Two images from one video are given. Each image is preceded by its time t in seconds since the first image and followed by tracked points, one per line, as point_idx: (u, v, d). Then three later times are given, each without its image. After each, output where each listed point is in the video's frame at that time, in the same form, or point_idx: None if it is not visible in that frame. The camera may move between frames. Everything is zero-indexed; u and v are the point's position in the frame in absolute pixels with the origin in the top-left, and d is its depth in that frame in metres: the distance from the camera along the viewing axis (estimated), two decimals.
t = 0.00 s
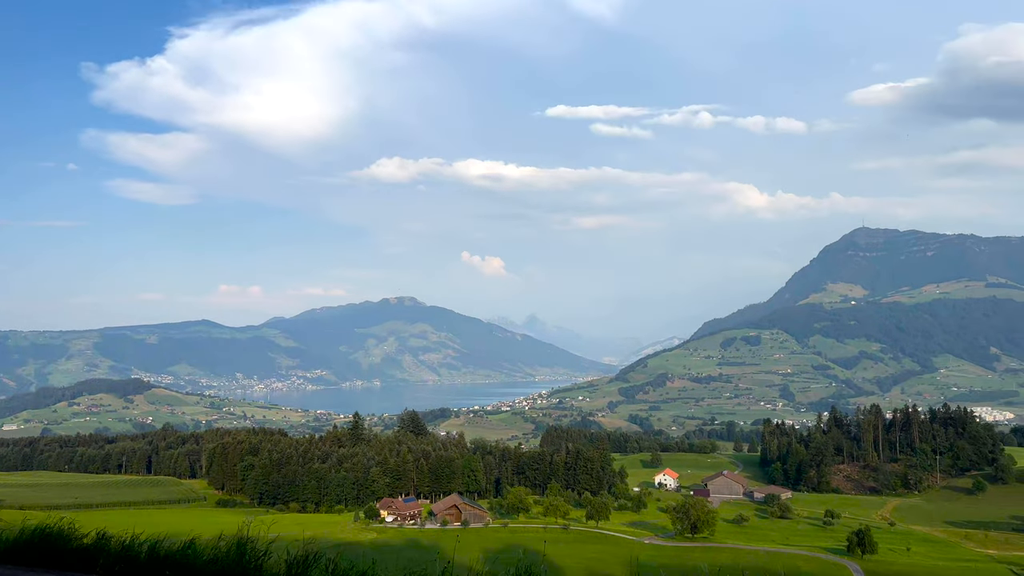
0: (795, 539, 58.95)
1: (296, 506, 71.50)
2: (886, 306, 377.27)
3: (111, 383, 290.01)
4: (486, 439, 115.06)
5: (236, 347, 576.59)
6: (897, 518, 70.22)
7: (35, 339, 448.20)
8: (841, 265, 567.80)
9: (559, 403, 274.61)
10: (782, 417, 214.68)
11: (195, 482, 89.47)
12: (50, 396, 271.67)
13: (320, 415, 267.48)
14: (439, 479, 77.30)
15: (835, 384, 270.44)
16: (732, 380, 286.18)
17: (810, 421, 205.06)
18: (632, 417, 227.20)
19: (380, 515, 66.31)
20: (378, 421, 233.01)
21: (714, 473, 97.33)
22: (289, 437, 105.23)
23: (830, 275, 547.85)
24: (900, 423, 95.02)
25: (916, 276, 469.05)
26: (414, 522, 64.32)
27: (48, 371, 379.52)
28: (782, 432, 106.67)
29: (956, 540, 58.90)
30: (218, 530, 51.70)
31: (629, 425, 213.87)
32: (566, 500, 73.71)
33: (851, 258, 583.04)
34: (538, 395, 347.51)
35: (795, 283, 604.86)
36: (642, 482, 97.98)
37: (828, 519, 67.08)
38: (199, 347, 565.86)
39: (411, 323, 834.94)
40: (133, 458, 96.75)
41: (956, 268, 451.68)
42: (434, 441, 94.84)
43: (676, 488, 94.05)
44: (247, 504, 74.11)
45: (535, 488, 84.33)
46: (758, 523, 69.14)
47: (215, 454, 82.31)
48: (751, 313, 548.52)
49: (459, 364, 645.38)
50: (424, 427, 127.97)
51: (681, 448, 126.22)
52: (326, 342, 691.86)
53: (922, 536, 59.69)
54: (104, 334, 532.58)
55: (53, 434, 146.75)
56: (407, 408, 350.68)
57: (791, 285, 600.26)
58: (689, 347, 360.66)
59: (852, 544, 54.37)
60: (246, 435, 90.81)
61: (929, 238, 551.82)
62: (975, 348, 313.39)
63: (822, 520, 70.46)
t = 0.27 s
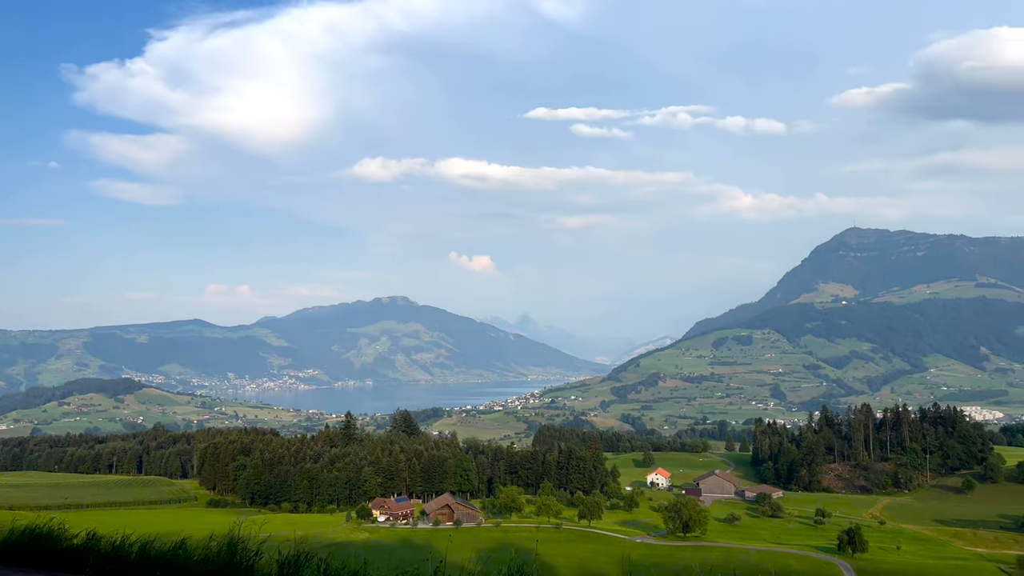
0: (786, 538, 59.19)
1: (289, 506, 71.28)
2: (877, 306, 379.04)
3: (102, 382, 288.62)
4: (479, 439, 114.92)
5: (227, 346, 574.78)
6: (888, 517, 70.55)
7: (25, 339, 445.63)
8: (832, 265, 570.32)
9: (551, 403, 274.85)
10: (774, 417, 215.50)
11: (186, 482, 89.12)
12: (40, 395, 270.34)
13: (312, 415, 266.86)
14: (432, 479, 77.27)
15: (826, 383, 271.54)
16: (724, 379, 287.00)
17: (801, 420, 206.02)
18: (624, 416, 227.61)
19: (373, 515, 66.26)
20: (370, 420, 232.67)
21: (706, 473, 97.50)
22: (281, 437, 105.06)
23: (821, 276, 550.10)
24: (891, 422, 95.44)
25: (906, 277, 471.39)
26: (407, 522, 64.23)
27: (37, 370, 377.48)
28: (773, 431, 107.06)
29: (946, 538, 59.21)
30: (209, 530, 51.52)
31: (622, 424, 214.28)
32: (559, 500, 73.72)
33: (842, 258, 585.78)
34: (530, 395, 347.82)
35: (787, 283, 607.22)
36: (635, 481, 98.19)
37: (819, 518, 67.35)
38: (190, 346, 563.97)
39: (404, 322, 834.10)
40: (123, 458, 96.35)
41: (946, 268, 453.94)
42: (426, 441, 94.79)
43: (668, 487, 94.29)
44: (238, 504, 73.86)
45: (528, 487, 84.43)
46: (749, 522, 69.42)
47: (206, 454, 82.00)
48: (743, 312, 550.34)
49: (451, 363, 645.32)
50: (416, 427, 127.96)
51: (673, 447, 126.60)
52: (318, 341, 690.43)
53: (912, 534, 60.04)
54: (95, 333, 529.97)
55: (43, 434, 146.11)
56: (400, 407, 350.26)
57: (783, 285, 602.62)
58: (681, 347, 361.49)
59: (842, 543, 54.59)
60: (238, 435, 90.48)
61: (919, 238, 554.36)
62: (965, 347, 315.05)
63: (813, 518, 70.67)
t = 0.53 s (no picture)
0: (777, 538, 59.22)
1: (280, 506, 71.11)
2: (868, 306, 380.61)
3: (92, 382, 287.04)
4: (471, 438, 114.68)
5: (219, 346, 572.74)
6: (878, 515, 70.88)
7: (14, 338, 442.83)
8: (823, 264, 572.59)
9: (543, 402, 274.85)
10: (765, 416, 216.30)
11: (176, 483, 88.73)
12: (30, 395, 268.60)
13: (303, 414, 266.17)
14: (424, 479, 77.20)
15: (817, 383, 272.53)
16: (716, 378, 287.85)
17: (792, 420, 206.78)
18: (616, 416, 227.87)
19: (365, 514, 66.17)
20: (363, 420, 232.16)
21: (697, 472, 97.63)
22: (273, 436, 104.76)
23: (813, 276, 552.32)
24: (881, 422, 95.85)
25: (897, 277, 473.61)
26: (399, 522, 64.07)
27: (27, 370, 375.40)
28: (765, 430, 107.25)
29: (937, 537, 59.55)
30: (201, 530, 51.41)
31: (614, 424, 214.63)
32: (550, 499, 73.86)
33: (834, 257, 587.78)
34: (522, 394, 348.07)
35: (779, 283, 609.08)
36: (627, 480, 98.31)
37: (810, 516, 67.62)
38: (181, 346, 561.76)
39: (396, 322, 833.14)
40: (113, 458, 95.77)
41: (937, 268, 456.13)
42: (418, 440, 94.61)
43: (659, 486, 94.53)
44: (229, 505, 73.63)
45: (520, 487, 84.44)
46: (740, 521, 69.56)
47: (197, 455, 81.61)
48: (735, 312, 551.76)
49: (443, 363, 644.76)
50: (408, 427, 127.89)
51: (664, 446, 126.83)
52: (311, 341, 688.85)
53: (902, 533, 60.42)
54: (85, 333, 527.22)
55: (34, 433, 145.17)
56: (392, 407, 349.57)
57: (775, 285, 604.39)
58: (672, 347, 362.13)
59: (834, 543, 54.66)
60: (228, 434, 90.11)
61: (910, 238, 557.04)
62: (955, 347, 316.75)
63: (805, 518, 70.84)
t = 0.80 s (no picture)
0: (766, 537, 59.39)
1: (269, 507, 70.90)
2: (856, 306, 382.57)
3: (79, 382, 285.03)
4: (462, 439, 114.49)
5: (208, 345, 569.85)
6: (866, 514, 71.32)
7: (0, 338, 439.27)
8: (812, 264, 574.90)
9: (533, 402, 275.00)
10: (754, 416, 217.06)
11: (165, 483, 88.25)
12: (16, 395, 266.65)
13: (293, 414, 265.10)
14: (414, 478, 77.09)
15: (806, 382, 273.74)
16: (705, 378, 288.70)
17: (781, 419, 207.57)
18: (606, 416, 228.24)
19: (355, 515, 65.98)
20: (353, 420, 231.50)
21: (687, 471, 97.92)
22: (263, 437, 104.38)
23: (802, 275, 554.54)
24: (869, 421, 96.43)
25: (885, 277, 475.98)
26: (388, 522, 64.00)
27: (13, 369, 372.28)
28: (754, 430, 107.66)
29: (923, 535, 60.02)
30: (189, 530, 51.19)
31: (604, 424, 214.95)
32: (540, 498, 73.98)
33: (823, 258, 590.08)
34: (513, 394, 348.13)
35: (768, 283, 611.02)
36: (617, 480, 98.44)
37: (799, 515, 67.99)
38: (170, 346, 558.62)
39: (387, 322, 830.89)
40: (101, 459, 95.15)
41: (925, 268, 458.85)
42: (408, 440, 94.45)
43: (649, 486, 94.74)
44: (218, 505, 73.31)
45: (510, 487, 84.40)
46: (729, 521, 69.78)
47: (186, 455, 81.20)
48: (725, 312, 553.36)
49: (434, 362, 643.65)
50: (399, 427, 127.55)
51: (655, 446, 127.05)
52: (300, 340, 686.18)
53: (890, 531, 60.84)
54: (73, 332, 523.32)
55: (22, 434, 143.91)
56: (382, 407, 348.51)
57: (764, 285, 606.41)
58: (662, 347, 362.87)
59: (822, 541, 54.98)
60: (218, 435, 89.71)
61: (898, 238, 559.90)
62: (942, 347, 318.82)
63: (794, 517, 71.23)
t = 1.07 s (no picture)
0: (758, 536, 59.48)
1: (260, 507, 70.66)
2: (847, 306, 383.99)
3: (69, 381, 283.26)
4: (454, 439, 114.22)
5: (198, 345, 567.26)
6: (858, 513, 71.61)
7: None
8: (803, 264, 577.03)
9: (526, 401, 275.05)
10: (745, 415, 217.70)
11: (155, 483, 87.82)
12: (5, 395, 264.75)
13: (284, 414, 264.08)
14: (406, 478, 76.96)
15: (797, 382, 274.75)
16: (697, 378, 289.28)
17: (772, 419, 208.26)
18: (598, 415, 228.56)
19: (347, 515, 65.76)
20: (345, 420, 230.76)
21: (679, 471, 98.09)
22: (254, 436, 103.89)
23: (793, 275, 556.56)
24: (860, 421, 96.89)
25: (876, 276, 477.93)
26: (380, 522, 63.83)
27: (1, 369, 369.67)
28: (745, 429, 107.99)
29: (914, 534, 60.32)
30: (180, 531, 50.90)
31: (596, 423, 215.35)
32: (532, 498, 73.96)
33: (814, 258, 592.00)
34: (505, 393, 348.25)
35: (760, 283, 612.65)
36: (608, 479, 98.61)
37: (790, 514, 68.24)
38: (160, 346, 555.87)
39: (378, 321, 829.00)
40: (91, 459, 94.64)
41: (915, 268, 460.91)
42: (400, 440, 94.25)
43: (641, 485, 94.90)
44: (209, 505, 72.97)
45: (502, 486, 84.32)
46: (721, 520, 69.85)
47: (176, 455, 80.80)
48: (716, 311, 554.49)
49: (426, 362, 642.85)
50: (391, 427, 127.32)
51: (646, 445, 127.26)
52: (292, 340, 683.90)
53: (880, 530, 61.19)
54: (62, 332, 520.02)
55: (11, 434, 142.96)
56: (374, 407, 347.83)
57: (756, 285, 607.89)
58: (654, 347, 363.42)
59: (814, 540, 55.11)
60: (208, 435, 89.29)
61: (889, 238, 562.22)
62: (932, 346, 320.57)
63: (786, 516, 71.40)
